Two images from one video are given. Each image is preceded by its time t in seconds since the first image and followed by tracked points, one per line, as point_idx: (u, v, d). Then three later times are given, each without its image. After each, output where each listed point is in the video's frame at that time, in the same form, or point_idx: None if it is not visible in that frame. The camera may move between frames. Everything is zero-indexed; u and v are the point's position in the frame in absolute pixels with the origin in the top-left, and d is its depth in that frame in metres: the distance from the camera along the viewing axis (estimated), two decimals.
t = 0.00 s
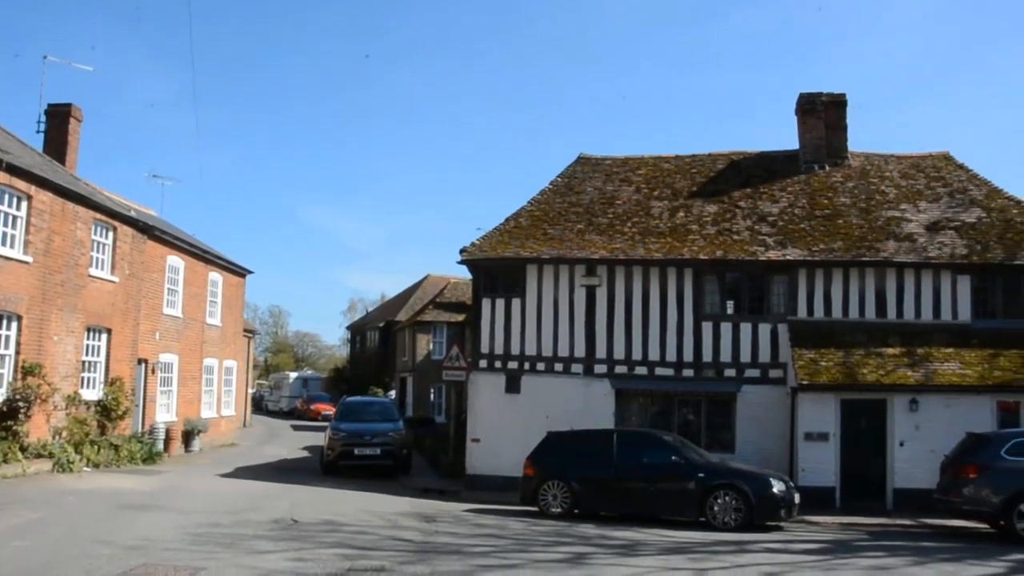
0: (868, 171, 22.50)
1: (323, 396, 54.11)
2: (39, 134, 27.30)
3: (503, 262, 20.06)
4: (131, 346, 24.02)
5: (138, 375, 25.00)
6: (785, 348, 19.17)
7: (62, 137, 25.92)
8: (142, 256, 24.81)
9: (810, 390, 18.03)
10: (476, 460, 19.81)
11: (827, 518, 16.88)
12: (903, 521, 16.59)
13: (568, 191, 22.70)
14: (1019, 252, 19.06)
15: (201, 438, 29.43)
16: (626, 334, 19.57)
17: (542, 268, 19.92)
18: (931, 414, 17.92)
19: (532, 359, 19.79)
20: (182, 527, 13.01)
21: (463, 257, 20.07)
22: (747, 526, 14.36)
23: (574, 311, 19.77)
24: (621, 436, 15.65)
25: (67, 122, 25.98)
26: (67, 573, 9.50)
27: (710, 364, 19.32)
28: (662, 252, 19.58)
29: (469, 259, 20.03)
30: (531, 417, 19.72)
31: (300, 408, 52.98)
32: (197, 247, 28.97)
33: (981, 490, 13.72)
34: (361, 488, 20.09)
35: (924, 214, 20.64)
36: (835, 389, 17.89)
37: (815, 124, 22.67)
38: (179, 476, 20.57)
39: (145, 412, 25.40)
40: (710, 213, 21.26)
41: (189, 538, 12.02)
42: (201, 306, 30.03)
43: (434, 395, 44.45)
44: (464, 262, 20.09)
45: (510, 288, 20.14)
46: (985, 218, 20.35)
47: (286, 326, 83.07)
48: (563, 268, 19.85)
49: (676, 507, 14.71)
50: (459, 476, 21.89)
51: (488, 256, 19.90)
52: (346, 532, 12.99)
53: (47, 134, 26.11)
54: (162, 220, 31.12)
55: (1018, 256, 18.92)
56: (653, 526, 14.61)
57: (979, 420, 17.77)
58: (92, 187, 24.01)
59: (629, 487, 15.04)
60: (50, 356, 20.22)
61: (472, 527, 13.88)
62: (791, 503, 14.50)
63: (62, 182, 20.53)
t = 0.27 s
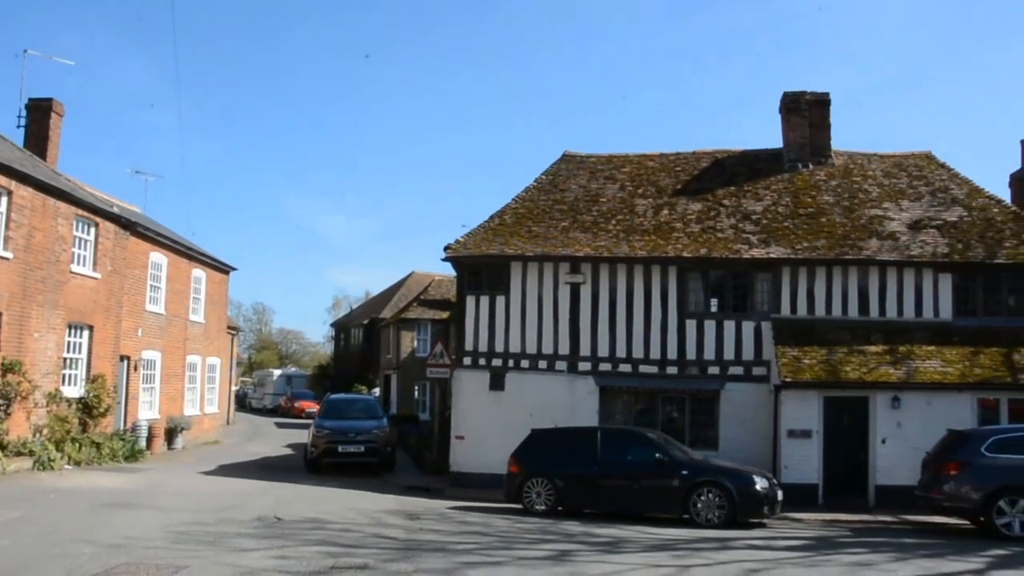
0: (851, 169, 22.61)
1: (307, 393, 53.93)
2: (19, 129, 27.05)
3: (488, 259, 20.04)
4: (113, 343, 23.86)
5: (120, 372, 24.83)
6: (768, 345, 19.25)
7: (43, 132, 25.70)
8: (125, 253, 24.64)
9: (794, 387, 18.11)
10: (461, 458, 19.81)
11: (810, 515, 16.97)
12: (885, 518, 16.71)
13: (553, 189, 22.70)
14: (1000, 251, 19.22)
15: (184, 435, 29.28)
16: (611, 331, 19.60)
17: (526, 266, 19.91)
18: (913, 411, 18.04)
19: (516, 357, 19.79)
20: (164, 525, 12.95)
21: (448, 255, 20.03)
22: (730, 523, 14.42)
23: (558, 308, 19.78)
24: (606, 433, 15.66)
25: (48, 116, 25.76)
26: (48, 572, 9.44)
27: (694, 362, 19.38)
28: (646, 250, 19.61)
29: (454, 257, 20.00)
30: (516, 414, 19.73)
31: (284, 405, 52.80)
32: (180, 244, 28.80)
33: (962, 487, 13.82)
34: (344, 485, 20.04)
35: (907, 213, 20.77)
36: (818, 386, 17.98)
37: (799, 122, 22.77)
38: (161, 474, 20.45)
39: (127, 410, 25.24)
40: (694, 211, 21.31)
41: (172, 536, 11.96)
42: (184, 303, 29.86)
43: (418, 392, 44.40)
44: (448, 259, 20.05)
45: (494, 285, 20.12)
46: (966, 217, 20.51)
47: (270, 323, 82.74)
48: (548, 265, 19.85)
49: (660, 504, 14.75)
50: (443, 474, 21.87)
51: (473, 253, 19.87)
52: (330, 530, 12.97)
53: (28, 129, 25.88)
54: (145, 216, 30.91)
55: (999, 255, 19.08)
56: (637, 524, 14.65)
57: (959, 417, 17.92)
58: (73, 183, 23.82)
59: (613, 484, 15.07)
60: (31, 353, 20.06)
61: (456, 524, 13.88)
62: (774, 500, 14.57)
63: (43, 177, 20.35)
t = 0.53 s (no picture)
0: (836, 168, 22.71)
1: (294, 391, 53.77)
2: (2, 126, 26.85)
3: (474, 257, 20.02)
4: (97, 342, 23.72)
5: (105, 371, 24.70)
6: (754, 343, 19.32)
7: (26, 129, 25.52)
8: (109, 251, 24.50)
9: (779, 384, 18.19)
10: (447, 456, 19.80)
11: (796, 512, 17.04)
12: (870, 514, 16.81)
13: (540, 187, 22.71)
14: (983, 249, 19.35)
15: (170, 434, 29.15)
16: (597, 329, 19.62)
17: (513, 263, 19.90)
18: (897, 408, 18.15)
19: (503, 355, 19.79)
20: (149, 525, 12.88)
21: (434, 253, 20.00)
22: (716, 520, 14.47)
23: (545, 306, 19.79)
24: (592, 431, 15.68)
25: (31, 114, 25.57)
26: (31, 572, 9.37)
27: (680, 359, 19.43)
28: (633, 248, 19.63)
29: (440, 254, 19.97)
30: (502, 412, 19.74)
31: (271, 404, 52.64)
32: (165, 242, 28.65)
33: (946, 483, 13.92)
34: (331, 484, 19.99)
35: (892, 211, 20.88)
36: (804, 384, 18.05)
37: (785, 121, 22.86)
38: (146, 473, 20.35)
39: (112, 409, 25.10)
40: (680, 209, 21.35)
41: (157, 536, 11.90)
42: (170, 301, 29.71)
43: (405, 390, 44.35)
44: (435, 257, 20.02)
45: (481, 283, 20.11)
46: (950, 215, 20.64)
47: (257, 322, 82.47)
48: (534, 263, 19.85)
49: (646, 501, 14.79)
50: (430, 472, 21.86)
51: (459, 251, 19.85)
52: (316, 529, 12.94)
53: (11, 127, 25.69)
54: (129, 214, 30.73)
55: (983, 253, 19.21)
56: (624, 521, 14.68)
57: (943, 414, 18.05)
58: (57, 181, 23.66)
59: (600, 482, 15.10)
60: (14, 352, 19.92)
61: (442, 522, 13.88)
62: (759, 498, 14.64)
63: (26, 174, 20.21)
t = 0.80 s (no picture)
0: (820, 168, 22.81)
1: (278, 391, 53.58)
2: None
3: (459, 256, 19.99)
4: (79, 341, 23.55)
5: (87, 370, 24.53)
6: (738, 343, 19.38)
7: (7, 126, 25.30)
8: (91, 249, 24.33)
9: (763, 384, 18.26)
10: (432, 455, 19.78)
11: (779, 511, 17.12)
12: (852, 513, 16.91)
13: (525, 186, 22.71)
14: (965, 249, 19.49)
15: (153, 434, 28.98)
16: (582, 328, 19.64)
17: (497, 262, 19.89)
18: (880, 408, 18.26)
19: (488, 354, 19.78)
20: (131, 525, 12.80)
21: (419, 252, 19.96)
22: (700, 519, 14.52)
23: (530, 306, 19.79)
24: (576, 430, 15.69)
25: (11, 110, 25.34)
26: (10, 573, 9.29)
27: (664, 359, 19.47)
28: (618, 247, 19.65)
29: (425, 254, 19.93)
30: (487, 412, 19.74)
31: (255, 403, 52.43)
32: (148, 240, 28.47)
33: (928, 482, 14.00)
34: (315, 483, 19.94)
35: (875, 212, 21.00)
36: (787, 383, 18.13)
37: (769, 121, 22.96)
38: (128, 473, 20.22)
39: (94, 408, 24.94)
40: (665, 208, 21.40)
41: (139, 536, 11.82)
42: (153, 300, 29.53)
43: (390, 390, 44.28)
44: (419, 256, 19.98)
45: (466, 282, 20.09)
46: (932, 215, 20.78)
47: (241, 321, 82.13)
48: (519, 262, 19.85)
49: (630, 501, 14.82)
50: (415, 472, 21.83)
51: (444, 251, 19.82)
52: (299, 529, 12.89)
53: None
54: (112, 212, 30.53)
55: (964, 253, 19.35)
56: (608, 520, 14.71)
57: (925, 413, 18.17)
58: (38, 178, 23.48)
59: (584, 481, 15.11)
60: None
61: (426, 522, 13.87)
62: (743, 496, 14.70)
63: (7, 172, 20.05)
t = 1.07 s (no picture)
0: (804, 170, 22.92)
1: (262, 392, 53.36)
2: None
3: (443, 257, 19.97)
4: (61, 341, 23.39)
5: (69, 371, 24.37)
6: (722, 343, 19.45)
7: None
8: (74, 249, 24.17)
9: (747, 384, 18.34)
10: (416, 456, 19.76)
11: (763, 511, 17.19)
12: (835, 512, 17.01)
13: (509, 186, 22.71)
14: (947, 250, 19.63)
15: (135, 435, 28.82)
16: (567, 329, 19.66)
17: (482, 263, 19.89)
18: (863, 408, 18.37)
19: (472, 355, 19.78)
20: (113, 527, 12.73)
21: (403, 252, 19.93)
22: (685, 519, 14.57)
23: (514, 306, 19.79)
24: (561, 430, 15.70)
25: None
26: None
27: (649, 359, 19.52)
28: (602, 248, 19.69)
29: (409, 254, 19.90)
30: (472, 412, 19.74)
31: (239, 404, 52.21)
32: (131, 240, 28.31)
33: (910, 481, 14.09)
34: (299, 484, 19.87)
35: (858, 213, 21.12)
36: (770, 383, 18.21)
37: (753, 122, 23.05)
38: (110, 475, 20.10)
39: (76, 409, 24.78)
40: (649, 209, 21.45)
41: (121, 538, 11.76)
42: (136, 300, 29.35)
43: (375, 390, 44.19)
44: (404, 256, 19.96)
45: (450, 283, 20.08)
46: (915, 216, 20.92)
47: (225, 321, 81.77)
48: (504, 263, 19.85)
49: (615, 501, 14.85)
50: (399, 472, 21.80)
51: (429, 251, 19.79)
52: (283, 530, 12.85)
53: None
54: (95, 212, 30.33)
55: (946, 254, 19.50)
56: (592, 520, 14.73)
57: (907, 413, 18.29)
58: (20, 177, 23.30)
59: (568, 481, 15.13)
60: None
61: (410, 523, 13.85)
62: (727, 496, 14.75)
63: None
